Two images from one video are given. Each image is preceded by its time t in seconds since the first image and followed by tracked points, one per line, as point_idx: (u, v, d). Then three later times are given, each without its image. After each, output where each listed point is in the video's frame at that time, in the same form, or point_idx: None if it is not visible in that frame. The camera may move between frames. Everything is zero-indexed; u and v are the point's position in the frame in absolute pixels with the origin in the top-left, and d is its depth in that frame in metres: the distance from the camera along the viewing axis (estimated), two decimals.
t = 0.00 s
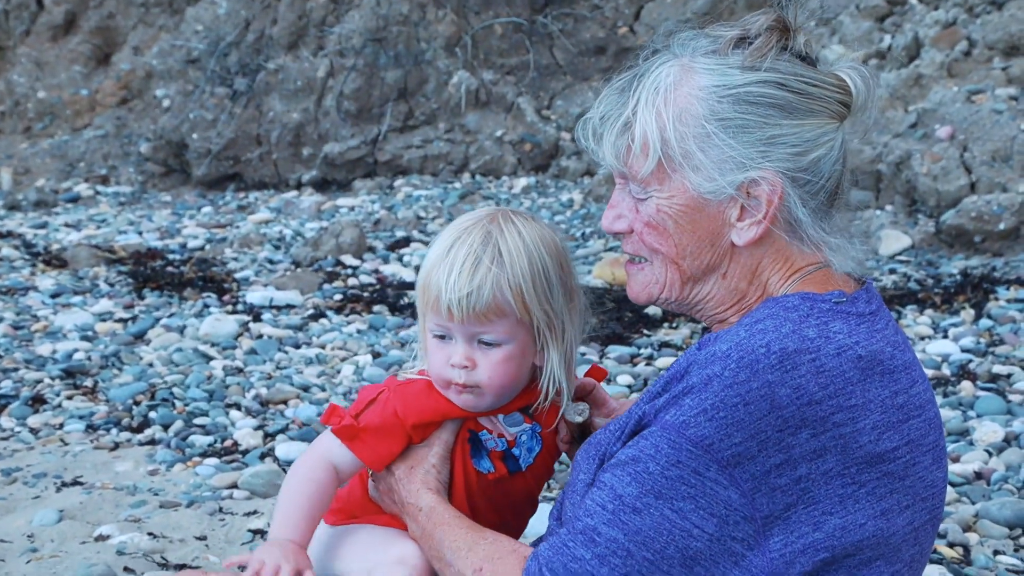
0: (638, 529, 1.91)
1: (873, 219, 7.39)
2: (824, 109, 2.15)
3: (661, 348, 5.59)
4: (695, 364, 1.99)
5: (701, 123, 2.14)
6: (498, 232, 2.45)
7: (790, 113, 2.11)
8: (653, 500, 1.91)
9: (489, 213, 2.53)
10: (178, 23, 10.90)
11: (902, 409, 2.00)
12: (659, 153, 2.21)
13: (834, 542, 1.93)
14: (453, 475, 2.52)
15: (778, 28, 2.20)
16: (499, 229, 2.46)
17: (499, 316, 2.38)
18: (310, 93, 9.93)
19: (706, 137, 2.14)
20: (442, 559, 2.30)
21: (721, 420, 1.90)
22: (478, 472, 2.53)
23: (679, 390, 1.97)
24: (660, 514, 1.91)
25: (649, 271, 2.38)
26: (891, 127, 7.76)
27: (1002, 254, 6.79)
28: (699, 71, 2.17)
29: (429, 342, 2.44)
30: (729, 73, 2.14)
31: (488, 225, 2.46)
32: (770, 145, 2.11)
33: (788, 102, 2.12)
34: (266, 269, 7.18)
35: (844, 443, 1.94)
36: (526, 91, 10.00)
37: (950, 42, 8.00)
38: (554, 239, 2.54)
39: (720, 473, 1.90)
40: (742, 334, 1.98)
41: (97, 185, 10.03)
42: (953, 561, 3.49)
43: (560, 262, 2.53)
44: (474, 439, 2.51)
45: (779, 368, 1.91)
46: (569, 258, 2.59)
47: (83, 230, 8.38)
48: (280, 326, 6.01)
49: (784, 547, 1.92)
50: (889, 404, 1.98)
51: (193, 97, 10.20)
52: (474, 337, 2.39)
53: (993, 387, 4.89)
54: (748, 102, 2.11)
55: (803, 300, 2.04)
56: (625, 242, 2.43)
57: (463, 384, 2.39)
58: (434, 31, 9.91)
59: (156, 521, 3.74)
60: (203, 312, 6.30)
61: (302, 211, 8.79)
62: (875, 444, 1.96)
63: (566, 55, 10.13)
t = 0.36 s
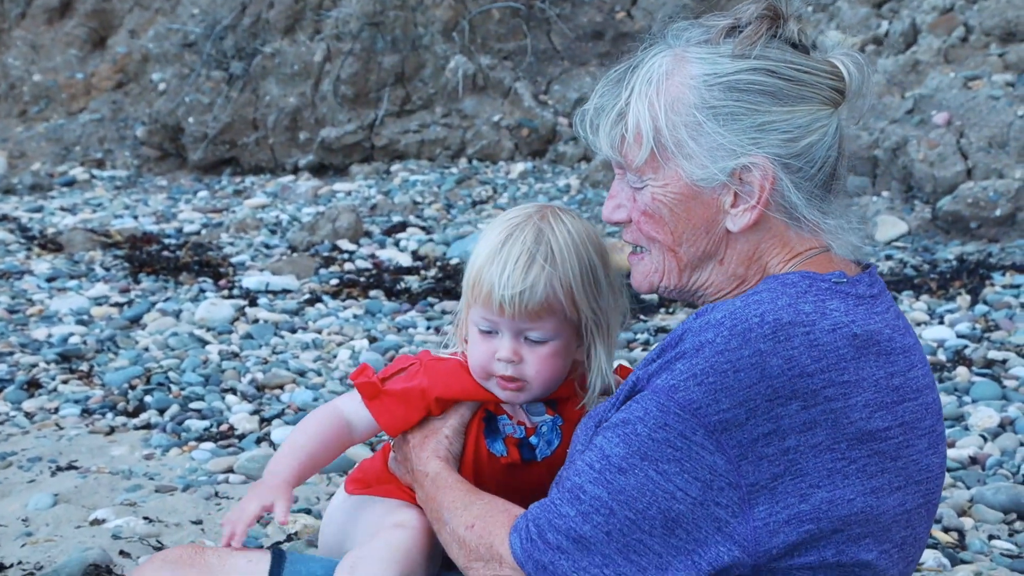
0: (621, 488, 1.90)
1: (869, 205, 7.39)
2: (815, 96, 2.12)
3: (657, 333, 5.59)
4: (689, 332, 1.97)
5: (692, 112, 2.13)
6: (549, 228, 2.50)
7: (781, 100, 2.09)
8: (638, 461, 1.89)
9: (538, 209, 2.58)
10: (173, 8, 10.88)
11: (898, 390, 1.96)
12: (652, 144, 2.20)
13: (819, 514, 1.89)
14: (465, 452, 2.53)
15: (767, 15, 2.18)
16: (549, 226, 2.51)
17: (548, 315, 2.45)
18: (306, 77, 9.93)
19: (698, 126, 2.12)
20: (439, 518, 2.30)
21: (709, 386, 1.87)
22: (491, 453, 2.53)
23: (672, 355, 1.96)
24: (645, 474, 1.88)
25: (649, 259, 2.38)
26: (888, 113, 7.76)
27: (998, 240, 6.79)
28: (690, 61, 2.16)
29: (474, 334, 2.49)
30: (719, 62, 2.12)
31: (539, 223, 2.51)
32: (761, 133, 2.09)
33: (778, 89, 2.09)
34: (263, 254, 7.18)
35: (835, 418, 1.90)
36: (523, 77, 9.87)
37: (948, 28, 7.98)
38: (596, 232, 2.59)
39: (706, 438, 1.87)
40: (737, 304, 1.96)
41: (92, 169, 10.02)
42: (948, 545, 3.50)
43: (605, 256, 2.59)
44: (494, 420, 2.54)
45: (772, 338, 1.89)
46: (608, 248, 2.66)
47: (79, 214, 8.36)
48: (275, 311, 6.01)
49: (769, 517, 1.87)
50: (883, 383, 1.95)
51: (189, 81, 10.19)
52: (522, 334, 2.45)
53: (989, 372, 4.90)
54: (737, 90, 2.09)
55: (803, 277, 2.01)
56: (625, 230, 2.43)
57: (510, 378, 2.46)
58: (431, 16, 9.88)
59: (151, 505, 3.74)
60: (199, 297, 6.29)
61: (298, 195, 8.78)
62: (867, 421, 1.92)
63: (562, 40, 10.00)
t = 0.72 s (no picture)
0: (601, 460, 1.87)
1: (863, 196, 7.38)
2: (811, 80, 2.06)
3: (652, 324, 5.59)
4: (679, 306, 1.92)
5: (686, 100, 2.08)
6: (546, 257, 2.50)
7: (775, 86, 2.04)
8: (618, 435, 1.86)
9: (533, 238, 2.58)
10: None
11: (887, 376, 1.86)
12: (649, 133, 2.14)
13: (798, 493, 1.80)
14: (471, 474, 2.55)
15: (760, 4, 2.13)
16: (547, 255, 2.51)
17: (550, 342, 2.45)
18: (300, 67, 9.90)
19: (692, 114, 2.07)
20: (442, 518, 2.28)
21: (684, 359, 1.83)
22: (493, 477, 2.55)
23: (660, 330, 1.91)
24: (623, 447, 1.85)
25: (651, 250, 2.31)
26: (883, 104, 7.75)
27: (992, 231, 6.79)
28: (683, 51, 2.11)
29: (479, 363, 2.48)
30: (712, 50, 2.07)
31: (536, 251, 2.51)
32: (756, 119, 2.03)
33: (771, 75, 2.04)
34: (256, 243, 7.17)
35: (817, 397, 1.81)
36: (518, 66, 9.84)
37: (942, 19, 7.97)
38: (589, 254, 2.61)
39: (683, 412, 1.82)
40: (726, 280, 1.89)
41: (85, 157, 10.00)
42: (941, 537, 3.50)
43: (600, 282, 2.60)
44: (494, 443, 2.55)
45: (751, 314, 1.82)
46: (601, 268, 2.67)
47: (72, 203, 8.34)
48: (269, 300, 6.00)
49: (744, 494, 1.81)
50: (871, 367, 1.85)
51: (182, 70, 10.18)
52: (527, 360, 2.45)
53: (983, 363, 4.90)
54: (730, 77, 2.05)
55: (793, 262, 1.93)
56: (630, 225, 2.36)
57: (516, 405, 2.44)
58: (426, 4, 9.80)
59: (144, 494, 3.74)
60: (192, 286, 6.28)
61: (292, 184, 8.77)
62: (851, 403, 1.82)
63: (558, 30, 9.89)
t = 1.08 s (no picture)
0: (566, 417, 1.88)
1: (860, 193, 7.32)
2: (759, 70, 2.01)
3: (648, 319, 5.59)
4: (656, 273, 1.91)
5: (638, 102, 2.04)
6: (503, 255, 2.52)
7: (722, 79, 1.98)
8: (584, 395, 1.86)
9: (496, 235, 2.60)
10: None
11: (864, 353, 1.82)
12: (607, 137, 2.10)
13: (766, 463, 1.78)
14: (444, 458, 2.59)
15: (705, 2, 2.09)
16: (504, 252, 2.53)
17: (507, 337, 2.47)
18: (296, 60, 9.90)
19: (645, 114, 2.03)
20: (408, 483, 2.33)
21: (651, 326, 1.81)
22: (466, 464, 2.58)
23: (635, 296, 1.90)
24: (588, 406, 1.86)
25: (626, 251, 2.25)
26: (879, 99, 7.75)
27: (988, 227, 6.81)
28: (633, 54, 2.08)
29: (444, 359, 2.53)
30: (659, 50, 2.03)
31: (494, 249, 2.53)
32: (705, 112, 1.98)
33: (718, 68, 1.99)
34: (252, 237, 7.16)
35: (788, 371, 1.78)
36: (514, 60, 9.83)
37: (938, 15, 7.97)
38: (552, 250, 2.62)
39: (647, 377, 1.81)
40: (701, 252, 1.87)
41: (80, 151, 9.99)
42: (936, 532, 3.50)
43: (564, 275, 2.60)
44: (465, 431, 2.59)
45: (721, 287, 1.80)
46: (567, 263, 2.68)
47: (68, 196, 8.34)
48: (265, 294, 6.00)
49: (709, 458, 1.80)
50: (846, 344, 1.81)
51: (178, 63, 10.17)
52: (487, 355, 2.48)
53: (978, 359, 4.90)
54: (677, 75, 2.00)
55: (770, 242, 1.89)
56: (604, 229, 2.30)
57: (478, 398, 2.48)
58: None
59: (139, 488, 3.73)
60: (188, 280, 6.27)
61: (288, 178, 8.76)
62: (825, 378, 1.78)
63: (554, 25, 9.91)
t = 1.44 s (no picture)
0: (534, 401, 1.91)
1: (859, 190, 7.46)
2: (693, 67, 2.00)
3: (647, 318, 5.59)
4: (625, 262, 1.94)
5: (578, 110, 2.05)
6: (432, 231, 2.57)
7: (656, 79, 1.98)
8: (552, 379, 1.90)
9: (430, 218, 2.66)
10: None
11: (830, 335, 1.84)
12: (553, 148, 2.12)
13: (736, 446, 1.81)
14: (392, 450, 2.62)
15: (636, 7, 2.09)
16: (432, 230, 2.58)
17: (431, 309, 2.50)
18: (296, 58, 9.88)
19: (586, 120, 2.04)
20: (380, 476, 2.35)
21: (616, 312, 1.84)
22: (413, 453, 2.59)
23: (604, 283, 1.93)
24: (555, 390, 1.89)
25: (587, 260, 2.23)
26: (879, 98, 7.74)
27: (987, 225, 6.82)
28: (573, 65, 2.09)
29: (377, 335, 2.57)
30: (595, 58, 2.05)
31: (422, 228, 2.59)
32: (642, 114, 1.97)
33: (651, 70, 1.99)
34: (251, 235, 7.16)
35: (754, 354, 1.81)
36: (513, 58, 9.86)
37: (938, 13, 7.95)
38: (485, 234, 2.66)
39: (613, 362, 1.85)
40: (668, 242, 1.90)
41: (80, 148, 9.99)
42: (933, 530, 3.50)
43: (496, 257, 2.65)
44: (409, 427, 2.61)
45: (685, 274, 1.82)
46: (502, 248, 2.71)
47: (67, 193, 8.34)
48: (264, 292, 5.99)
49: (678, 441, 1.83)
50: (812, 328, 1.83)
51: (177, 61, 10.16)
52: (413, 328, 2.52)
53: (976, 357, 4.90)
54: (613, 79, 2.01)
55: (735, 231, 1.91)
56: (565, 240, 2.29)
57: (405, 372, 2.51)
58: None
59: (137, 485, 3.73)
60: (187, 278, 6.27)
61: (287, 176, 8.75)
62: (792, 361, 1.81)
63: (553, 23, 9.99)
